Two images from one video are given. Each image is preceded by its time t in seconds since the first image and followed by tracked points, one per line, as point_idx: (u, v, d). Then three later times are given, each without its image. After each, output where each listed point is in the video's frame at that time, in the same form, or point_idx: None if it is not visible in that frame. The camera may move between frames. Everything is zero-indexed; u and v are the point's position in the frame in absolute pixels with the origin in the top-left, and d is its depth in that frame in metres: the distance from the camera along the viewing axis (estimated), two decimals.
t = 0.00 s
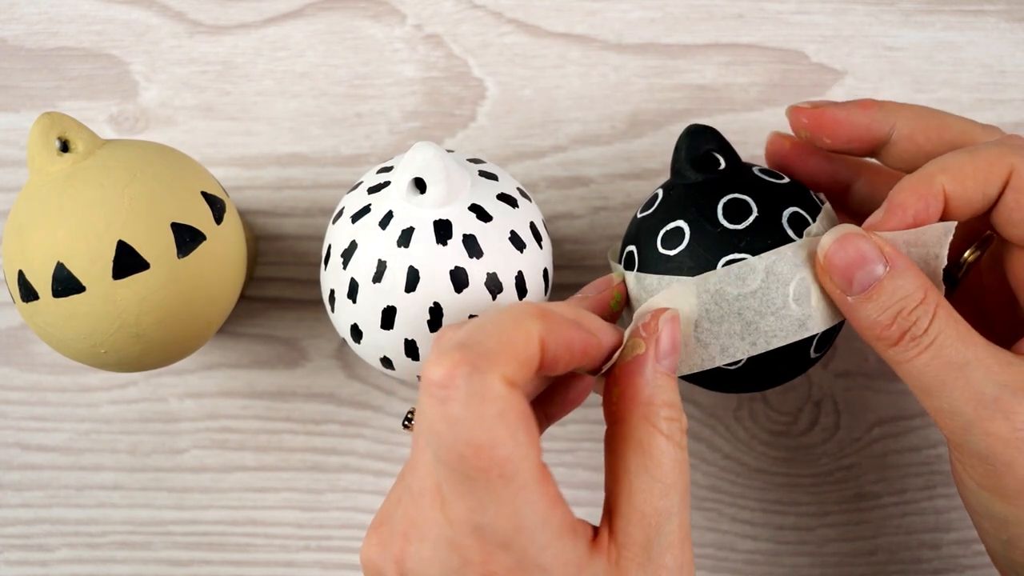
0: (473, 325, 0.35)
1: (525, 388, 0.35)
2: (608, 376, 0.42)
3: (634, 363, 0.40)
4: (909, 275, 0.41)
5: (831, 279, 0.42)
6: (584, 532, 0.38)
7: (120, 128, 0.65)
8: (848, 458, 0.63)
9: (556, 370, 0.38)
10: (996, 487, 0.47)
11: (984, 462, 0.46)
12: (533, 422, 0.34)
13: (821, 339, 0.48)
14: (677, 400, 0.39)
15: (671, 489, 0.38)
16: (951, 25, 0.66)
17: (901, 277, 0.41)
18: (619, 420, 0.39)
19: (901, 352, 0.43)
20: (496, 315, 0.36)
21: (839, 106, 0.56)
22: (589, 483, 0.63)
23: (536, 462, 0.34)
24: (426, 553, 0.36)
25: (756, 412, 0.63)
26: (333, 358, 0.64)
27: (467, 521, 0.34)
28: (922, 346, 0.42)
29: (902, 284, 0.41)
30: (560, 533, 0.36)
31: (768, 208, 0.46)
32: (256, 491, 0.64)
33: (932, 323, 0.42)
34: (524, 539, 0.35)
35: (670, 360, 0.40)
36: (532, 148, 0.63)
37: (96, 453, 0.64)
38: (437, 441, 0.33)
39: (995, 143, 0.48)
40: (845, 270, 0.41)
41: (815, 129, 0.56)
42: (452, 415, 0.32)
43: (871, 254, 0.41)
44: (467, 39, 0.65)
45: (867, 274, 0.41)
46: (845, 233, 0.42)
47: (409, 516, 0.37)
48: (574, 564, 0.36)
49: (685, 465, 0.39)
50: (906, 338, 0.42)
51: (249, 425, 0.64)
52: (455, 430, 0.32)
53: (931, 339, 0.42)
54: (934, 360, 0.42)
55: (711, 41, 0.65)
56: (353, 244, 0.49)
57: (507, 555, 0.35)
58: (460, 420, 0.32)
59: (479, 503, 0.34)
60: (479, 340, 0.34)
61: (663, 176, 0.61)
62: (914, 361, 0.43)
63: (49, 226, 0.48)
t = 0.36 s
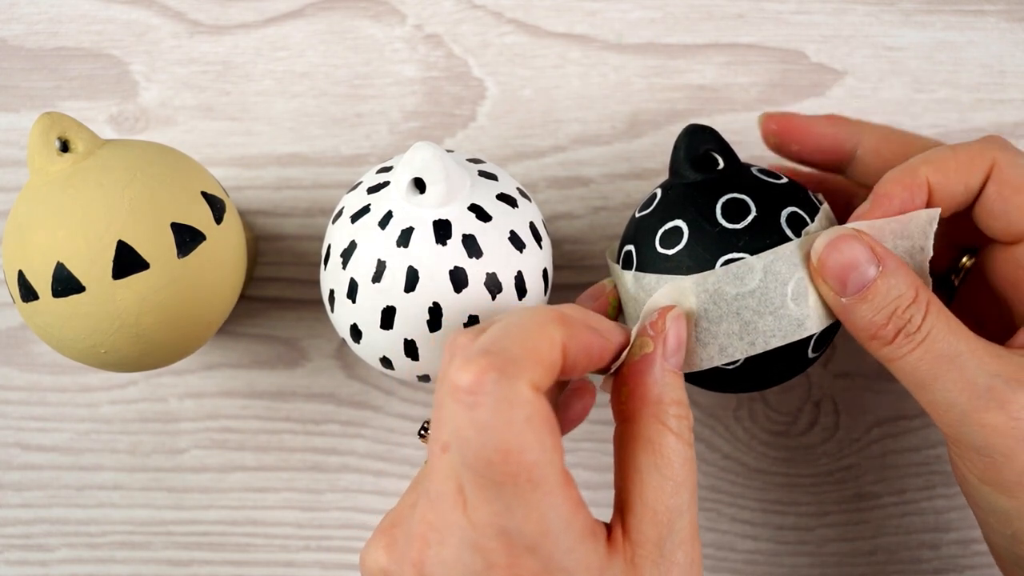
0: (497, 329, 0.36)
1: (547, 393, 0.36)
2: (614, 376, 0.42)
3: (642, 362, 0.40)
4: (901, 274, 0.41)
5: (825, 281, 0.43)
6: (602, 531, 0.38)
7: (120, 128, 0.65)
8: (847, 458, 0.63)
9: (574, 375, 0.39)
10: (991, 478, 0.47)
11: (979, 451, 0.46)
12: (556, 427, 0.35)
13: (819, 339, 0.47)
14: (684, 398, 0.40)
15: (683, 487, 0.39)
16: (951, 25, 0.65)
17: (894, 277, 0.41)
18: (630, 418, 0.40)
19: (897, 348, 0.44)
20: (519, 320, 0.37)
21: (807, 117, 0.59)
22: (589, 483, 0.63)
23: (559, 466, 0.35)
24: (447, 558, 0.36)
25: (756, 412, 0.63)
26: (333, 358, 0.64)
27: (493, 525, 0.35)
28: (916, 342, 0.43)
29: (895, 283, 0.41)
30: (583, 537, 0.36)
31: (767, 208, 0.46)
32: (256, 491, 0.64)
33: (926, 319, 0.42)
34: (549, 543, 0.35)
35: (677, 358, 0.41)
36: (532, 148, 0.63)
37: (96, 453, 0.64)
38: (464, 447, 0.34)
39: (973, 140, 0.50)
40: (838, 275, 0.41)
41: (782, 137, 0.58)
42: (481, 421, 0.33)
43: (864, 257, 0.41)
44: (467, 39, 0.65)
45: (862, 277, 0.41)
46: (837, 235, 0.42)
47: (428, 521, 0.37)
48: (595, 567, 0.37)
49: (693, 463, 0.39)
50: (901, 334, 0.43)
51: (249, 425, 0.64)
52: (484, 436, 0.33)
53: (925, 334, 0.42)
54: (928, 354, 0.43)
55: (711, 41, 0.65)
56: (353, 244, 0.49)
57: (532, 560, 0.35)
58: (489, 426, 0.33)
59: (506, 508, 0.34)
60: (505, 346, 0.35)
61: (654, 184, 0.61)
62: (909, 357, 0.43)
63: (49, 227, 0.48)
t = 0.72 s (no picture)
0: (491, 340, 0.35)
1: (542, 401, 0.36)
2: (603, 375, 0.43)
3: (632, 361, 0.41)
4: (895, 271, 0.42)
5: (823, 286, 0.43)
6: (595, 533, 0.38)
7: (120, 128, 0.65)
8: (847, 458, 0.63)
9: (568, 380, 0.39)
10: (999, 453, 0.48)
11: (990, 429, 0.46)
12: (553, 437, 0.35)
13: (813, 342, 0.47)
14: (674, 397, 0.41)
15: (674, 486, 0.39)
16: (951, 25, 0.65)
17: (886, 275, 0.42)
18: (618, 418, 0.40)
19: (899, 339, 0.44)
20: (512, 330, 0.36)
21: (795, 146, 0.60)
22: (590, 483, 0.63)
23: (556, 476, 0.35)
24: (445, 566, 0.36)
25: (756, 412, 0.63)
26: (333, 358, 0.64)
27: (490, 535, 0.34)
28: (918, 333, 0.43)
29: (889, 281, 0.42)
30: (580, 543, 0.36)
31: (767, 208, 0.46)
32: (257, 491, 0.64)
33: (925, 308, 0.43)
34: (547, 551, 0.35)
35: (667, 358, 0.41)
36: (532, 148, 0.63)
37: (96, 453, 0.64)
38: (461, 461, 0.33)
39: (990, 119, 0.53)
40: (837, 279, 0.41)
41: (771, 164, 0.58)
42: (478, 435, 0.32)
43: (857, 259, 0.41)
44: (467, 39, 0.65)
45: (857, 279, 0.41)
46: (830, 239, 0.42)
47: (427, 530, 0.37)
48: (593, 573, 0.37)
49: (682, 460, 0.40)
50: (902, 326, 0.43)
51: (249, 425, 0.64)
52: (481, 450, 0.32)
53: (926, 324, 0.43)
54: (929, 342, 0.43)
55: (711, 41, 0.65)
56: (353, 244, 0.49)
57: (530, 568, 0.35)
58: (486, 440, 0.32)
59: (504, 518, 0.34)
60: (499, 357, 0.34)
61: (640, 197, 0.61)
62: (911, 347, 0.44)
63: (49, 227, 0.48)
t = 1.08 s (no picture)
0: (477, 368, 0.35)
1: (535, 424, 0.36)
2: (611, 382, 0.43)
3: (641, 369, 0.41)
4: (895, 279, 0.42)
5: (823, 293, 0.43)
6: (594, 548, 0.39)
7: (121, 128, 0.65)
8: (847, 458, 0.63)
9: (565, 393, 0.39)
10: (993, 460, 0.48)
11: (985, 435, 0.47)
12: (546, 462, 0.35)
13: (811, 344, 0.47)
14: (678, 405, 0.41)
15: (676, 495, 0.39)
16: (951, 25, 0.65)
17: (888, 282, 0.42)
18: (625, 427, 0.41)
19: (897, 347, 0.44)
20: (500, 356, 0.35)
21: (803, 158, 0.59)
22: (590, 483, 0.63)
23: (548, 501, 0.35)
24: None
25: (756, 412, 0.63)
26: (333, 358, 0.64)
27: (487, 560, 0.35)
28: (916, 342, 0.44)
29: (890, 289, 0.42)
30: (577, 561, 0.37)
31: (770, 211, 0.46)
32: (257, 491, 0.64)
33: (924, 317, 0.43)
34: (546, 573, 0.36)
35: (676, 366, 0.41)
36: (532, 148, 0.63)
37: (96, 453, 0.64)
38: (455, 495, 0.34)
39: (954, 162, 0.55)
40: (838, 285, 0.42)
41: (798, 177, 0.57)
42: (470, 474, 0.33)
43: (859, 266, 0.41)
44: (467, 39, 0.65)
45: (858, 286, 0.42)
46: (831, 246, 0.42)
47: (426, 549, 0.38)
48: None
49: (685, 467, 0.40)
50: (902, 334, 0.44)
51: (249, 425, 0.64)
52: (474, 488, 0.33)
53: (924, 332, 0.43)
54: (927, 349, 0.44)
55: (711, 41, 0.65)
56: (353, 244, 0.49)
57: None
58: (478, 478, 0.33)
59: (504, 549, 0.35)
60: (488, 391, 0.34)
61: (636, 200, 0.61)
62: (909, 354, 0.44)
63: (49, 228, 0.48)
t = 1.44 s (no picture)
0: (454, 361, 0.36)
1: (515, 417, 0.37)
2: (599, 377, 0.43)
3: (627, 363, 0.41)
4: (892, 277, 0.42)
5: (822, 288, 0.43)
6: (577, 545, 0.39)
7: (121, 128, 0.65)
8: (847, 458, 0.63)
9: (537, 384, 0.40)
10: (982, 466, 0.48)
11: (976, 440, 0.47)
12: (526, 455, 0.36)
13: (812, 341, 0.47)
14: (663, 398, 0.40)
15: (657, 489, 0.39)
16: (952, 25, 0.65)
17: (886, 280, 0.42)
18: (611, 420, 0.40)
19: (891, 347, 0.45)
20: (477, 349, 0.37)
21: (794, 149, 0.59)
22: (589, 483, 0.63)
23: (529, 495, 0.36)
24: None
25: (756, 412, 0.63)
26: (333, 358, 0.64)
27: (475, 558, 0.36)
28: (911, 341, 0.44)
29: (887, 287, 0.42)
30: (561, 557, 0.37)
31: (765, 209, 0.46)
32: (257, 491, 0.64)
33: (919, 317, 0.43)
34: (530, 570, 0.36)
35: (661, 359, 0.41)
36: (532, 148, 0.63)
37: (96, 453, 0.64)
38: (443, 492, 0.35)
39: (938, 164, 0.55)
40: (838, 281, 0.41)
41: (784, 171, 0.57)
42: (456, 468, 0.34)
43: (860, 264, 0.42)
44: (467, 39, 0.65)
45: (858, 282, 0.42)
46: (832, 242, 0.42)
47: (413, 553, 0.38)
48: None
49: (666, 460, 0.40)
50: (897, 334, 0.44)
51: (249, 425, 0.64)
52: (460, 484, 0.34)
53: (919, 332, 0.43)
54: (922, 351, 0.44)
55: (711, 41, 0.65)
56: (348, 243, 0.49)
57: None
58: (464, 473, 0.34)
59: (490, 545, 0.35)
60: (468, 387, 0.35)
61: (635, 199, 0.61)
62: (902, 354, 0.44)
63: (49, 228, 0.48)
